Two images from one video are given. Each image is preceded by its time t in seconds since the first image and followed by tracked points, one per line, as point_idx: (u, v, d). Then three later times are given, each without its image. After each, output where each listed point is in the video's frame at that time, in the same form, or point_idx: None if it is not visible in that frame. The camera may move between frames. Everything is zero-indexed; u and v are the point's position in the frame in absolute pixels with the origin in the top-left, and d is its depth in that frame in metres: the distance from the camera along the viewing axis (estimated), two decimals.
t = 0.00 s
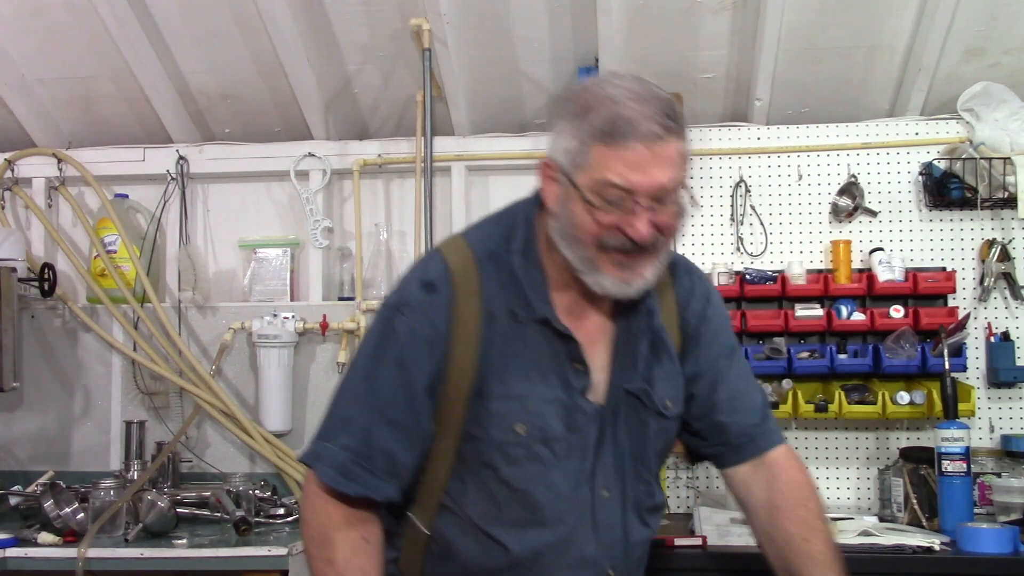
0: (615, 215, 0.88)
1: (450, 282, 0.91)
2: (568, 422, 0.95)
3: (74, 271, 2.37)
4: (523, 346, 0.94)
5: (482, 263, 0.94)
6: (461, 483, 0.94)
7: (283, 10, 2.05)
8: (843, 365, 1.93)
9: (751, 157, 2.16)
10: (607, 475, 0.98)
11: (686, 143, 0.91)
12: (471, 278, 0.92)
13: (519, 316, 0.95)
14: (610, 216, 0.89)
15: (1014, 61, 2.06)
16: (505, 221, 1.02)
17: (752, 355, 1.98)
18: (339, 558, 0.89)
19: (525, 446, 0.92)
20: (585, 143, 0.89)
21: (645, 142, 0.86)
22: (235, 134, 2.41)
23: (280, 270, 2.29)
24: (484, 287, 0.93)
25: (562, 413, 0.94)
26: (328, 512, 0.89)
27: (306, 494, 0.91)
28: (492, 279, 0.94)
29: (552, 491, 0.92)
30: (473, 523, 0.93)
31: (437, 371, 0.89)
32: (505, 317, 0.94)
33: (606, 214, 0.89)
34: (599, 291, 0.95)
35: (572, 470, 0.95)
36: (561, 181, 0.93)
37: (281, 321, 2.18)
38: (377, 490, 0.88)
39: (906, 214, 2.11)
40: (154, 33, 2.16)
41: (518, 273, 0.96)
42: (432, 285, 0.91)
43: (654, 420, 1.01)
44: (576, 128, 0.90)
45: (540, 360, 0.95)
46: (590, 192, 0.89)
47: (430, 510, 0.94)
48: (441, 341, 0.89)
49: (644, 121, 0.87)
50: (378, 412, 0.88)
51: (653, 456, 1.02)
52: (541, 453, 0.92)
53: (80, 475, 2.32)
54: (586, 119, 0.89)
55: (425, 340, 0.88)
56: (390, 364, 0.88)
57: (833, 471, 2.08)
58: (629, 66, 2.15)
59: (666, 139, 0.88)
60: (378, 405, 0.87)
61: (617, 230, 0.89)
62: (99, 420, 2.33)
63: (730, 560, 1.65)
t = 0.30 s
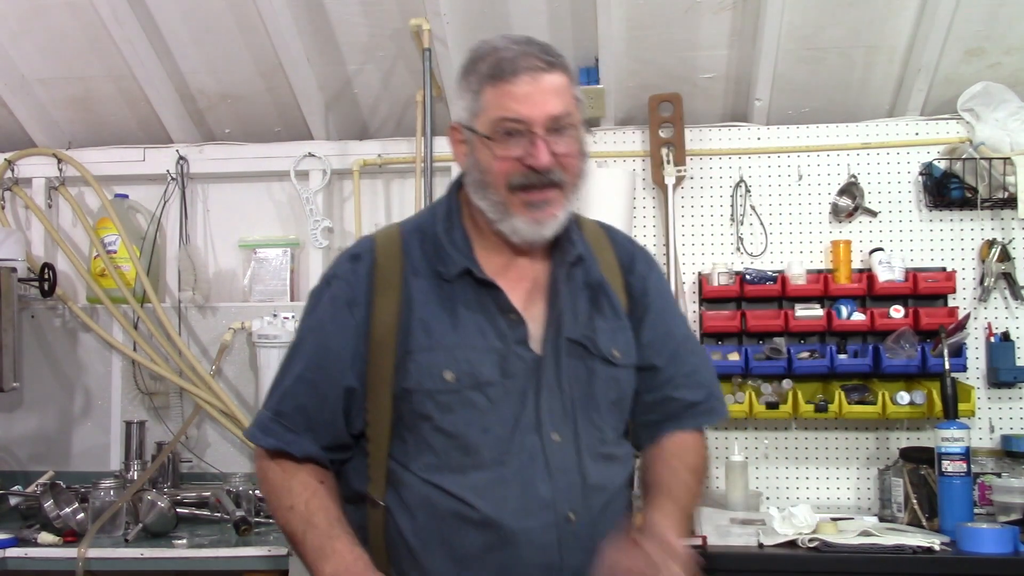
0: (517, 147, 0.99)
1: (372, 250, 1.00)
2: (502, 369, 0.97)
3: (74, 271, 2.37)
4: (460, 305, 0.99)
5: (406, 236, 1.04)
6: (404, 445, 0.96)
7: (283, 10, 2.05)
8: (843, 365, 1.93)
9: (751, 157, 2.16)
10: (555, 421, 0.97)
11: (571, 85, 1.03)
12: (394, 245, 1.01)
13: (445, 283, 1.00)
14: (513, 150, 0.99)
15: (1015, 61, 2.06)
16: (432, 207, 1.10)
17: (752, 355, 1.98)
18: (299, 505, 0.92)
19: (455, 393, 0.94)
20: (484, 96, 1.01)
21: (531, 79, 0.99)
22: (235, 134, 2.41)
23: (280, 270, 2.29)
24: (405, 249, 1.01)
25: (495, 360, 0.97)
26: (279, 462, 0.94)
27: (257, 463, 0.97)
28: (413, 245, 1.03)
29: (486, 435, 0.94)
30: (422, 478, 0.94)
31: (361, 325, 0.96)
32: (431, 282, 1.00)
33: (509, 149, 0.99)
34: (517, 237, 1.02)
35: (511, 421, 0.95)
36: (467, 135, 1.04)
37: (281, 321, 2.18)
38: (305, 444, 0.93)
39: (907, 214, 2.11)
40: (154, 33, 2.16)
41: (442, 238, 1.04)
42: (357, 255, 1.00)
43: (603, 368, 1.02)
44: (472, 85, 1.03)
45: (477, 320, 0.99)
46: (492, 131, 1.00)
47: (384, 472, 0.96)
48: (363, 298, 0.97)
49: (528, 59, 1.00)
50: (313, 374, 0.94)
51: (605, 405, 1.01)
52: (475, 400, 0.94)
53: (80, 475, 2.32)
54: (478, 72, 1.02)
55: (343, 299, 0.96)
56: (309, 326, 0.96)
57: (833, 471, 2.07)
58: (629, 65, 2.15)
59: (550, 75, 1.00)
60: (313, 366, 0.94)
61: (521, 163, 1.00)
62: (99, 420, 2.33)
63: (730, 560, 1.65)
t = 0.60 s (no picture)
0: (472, 134, 1.15)
1: (336, 250, 1.18)
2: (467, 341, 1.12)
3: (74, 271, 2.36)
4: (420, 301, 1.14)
5: (370, 237, 1.21)
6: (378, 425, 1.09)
7: (283, 10, 2.05)
8: (843, 365, 1.93)
9: (751, 157, 2.16)
10: (524, 387, 1.11)
11: (522, 77, 1.19)
12: (355, 244, 1.19)
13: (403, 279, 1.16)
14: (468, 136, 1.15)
15: (1015, 61, 2.06)
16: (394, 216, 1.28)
17: (752, 355, 1.98)
18: (278, 506, 1.04)
19: (422, 365, 1.09)
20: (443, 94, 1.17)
21: (484, 71, 1.16)
22: (235, 133, 2.41)
23: (280, 270, 2.29)
24: (367, 245, 1.19)
25: (458, 334, 1.12)
26: (262, 468, 1.08)
27: (240, 472, 1.10)
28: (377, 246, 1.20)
29: (455, 402, 1.08)
30: (399, 453, 1.07)
31: (326, 316, 1.12)
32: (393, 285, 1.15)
33: (465, 136, 1.15)
34: (473, 219, 1.16)
35: (478, 391, 1.09)
36: (426, 126, 1.20)
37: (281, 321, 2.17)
38: (282, 437, 1.07)
39: (907, 214, 2.10)
40: (153, 33, 2.16)
41: (403, 235, 1.21)
42: (324, 255, 1.18)
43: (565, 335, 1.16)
44: (430, 82, 1.20)
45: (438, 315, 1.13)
46: (450, 119, 1.16)
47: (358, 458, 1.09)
48: (329, 291, 1.14)
49: (480, 53, 1.17)
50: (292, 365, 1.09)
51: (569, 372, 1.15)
52: (444, 372, 1.09)
53: (80, 475, 2.32)
54: (436, 71, 1.19)
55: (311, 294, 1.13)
56: (281, 321, 1.12)
57: (833, 471, 2.07)
58: (629, 66, 2.16)
59: (502, 68, 1.17)
60: (286, 359, 1.09)
61: (476, 149, 1.15)
62: (99, 420, 2.33)
63: (730, 560, 1.65)
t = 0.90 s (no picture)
0: (441, 122, 1.19)
1: (308, 254, 1.20)
2: (442, 337, 1.13)
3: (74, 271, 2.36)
4: (393, 299, 1.16)
5: (343, 238, 1.24)
6: (357, 424, 1.11)
7: (283, 9, 2.05)
8: (843, 365, 1.93)
9: (751, 157, 2.16)
10: (503, 381, 1.12)
11: (491, 66, 1.23)
12: (328, 247, 1.21)
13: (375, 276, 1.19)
14: (436, 124, 1.18)
15: (1015, 61, 2.06)
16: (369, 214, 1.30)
17: (752, 355, 1.98)
18: (255, 507, 1.08)
19: (394, 363, 1.10)
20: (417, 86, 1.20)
21: (452, 59, 1.19)
22: (235, 134, 2.41)
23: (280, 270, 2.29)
24: (339, 247, 1.21)
25: (433, 329, 1.14)
26: (241, 470, 1.11)
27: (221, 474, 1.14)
28: (348, 249, 1.22)
29: (429, 397, 1.09)
30: (373, 452, 1.09)
31: (297, 321, 1.14)
32: (365, 284, 1.18)
33: (433, 124, 1.18)
34: (443, 208, 1.19)
35: (454, 387, 1.10)
36: (394, 115, 1.23)
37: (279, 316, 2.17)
38: (257, 443, 1.10)
39: (906, 214, 2.10)
40: (154, 33, 2.16)
41: (375, 236, 1.23)
42: (296, 259, 1.20)
43: (548, 329, 1.18)
44: (399, 72, 1.23)
45: (414, 312, 1.15)
46: (418, 107, 1.19)
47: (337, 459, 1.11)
48: (301, 295, 1.16)
49: (448, 41, 1.20)
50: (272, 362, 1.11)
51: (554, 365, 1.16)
52: (416, 368, 1.10)
53: (80, 475, 2.32)
54: (405, 61, 1.22)
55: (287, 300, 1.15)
56: (255, 327, 1.14)
57: (833, 471, 2.07)
58: (629, 66, 2.15)
59: (470, 56, 1.20)
60: (259, 365, 1.11)
61: (444, 137, 1.18)
62: (99, 420, 2.33)
63: (730, 560, 1.65)
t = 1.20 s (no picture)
0: (424, 119, 1.19)
1: (289, 253, 1.19)
2: (430, 341, 1.15)
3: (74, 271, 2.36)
4: (379, 304, 1.17)
5: (324, 236, 1.24)
6: (345, 431, 1.12)
7: (284, 8, 2.05)
8: (843, 365, 1.93)
9: (751, 157, 2.16)
10: (492, 386, 1.15)
11: (475, 61, 1.23)
12: (310, 246, 1.20)
13: (362, 280, 1.19)
14: (419, 121, 1.18)
15: (1015, 61, 2.06)
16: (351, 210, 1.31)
17: (752, 355, 1.98)
18: (238, 517, 1.09)
19: (380, 369, 1.12)
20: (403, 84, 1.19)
21: (435, 54, 1.19)
22: (235, 134, 2.41)
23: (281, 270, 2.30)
24: (322, 246, 1.21)
25: (421, 331, 1.15)
26: (222, 479, 1.11)
27: (201, 480, 1.13)
28: (332, 249, 1.21)
29: (418, 403, 1.11)
30: (360, 458, 1.10)
31: (279, 325, 1.13)
32: (352, 287, 1.18)
33: (416, 121, 1.18)
34: (427, 207, 1.20)
35: (444, 394, 1.13)
36: (375, 112, 1.23)
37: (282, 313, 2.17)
38: (240, 450, 1.10)
39: (906, 214, 2.10)
40: (154, 34, 2.16)
41: (360, 237, 1.23)
42: (277, 258, 1.19)
43: (540, 334, 1.23)
44: (381, 66, 1.22)
45: (401, 316, 1.16)
46: (400, 104, 1.19)
47: (322, 464, 1.12)
48: (282, 297, 1.14)
49: (431, 36, 1.19)
50: (258, 364, 1.10)
51: (545, 369, 1.21)
52: (405, 374, 1.12)
53: (80, 475, 2.32)
54: (388, 54, 1.21)
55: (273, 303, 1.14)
56: (235, 330, 1.12)
57: (833, 471, 2.07)
58: (629, 66, 2.15)
59: (454, 51, 1.20)
60: (241, 370, 1.10)
61: (427, 134, 1.18)
62: (99, 420, 2.33)
63: (730, 560, 1.65)
